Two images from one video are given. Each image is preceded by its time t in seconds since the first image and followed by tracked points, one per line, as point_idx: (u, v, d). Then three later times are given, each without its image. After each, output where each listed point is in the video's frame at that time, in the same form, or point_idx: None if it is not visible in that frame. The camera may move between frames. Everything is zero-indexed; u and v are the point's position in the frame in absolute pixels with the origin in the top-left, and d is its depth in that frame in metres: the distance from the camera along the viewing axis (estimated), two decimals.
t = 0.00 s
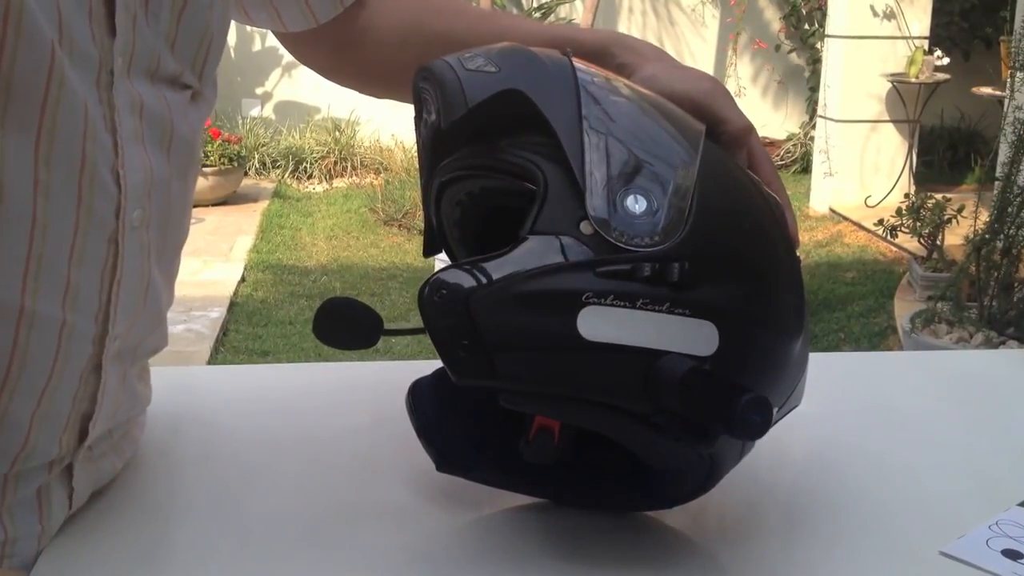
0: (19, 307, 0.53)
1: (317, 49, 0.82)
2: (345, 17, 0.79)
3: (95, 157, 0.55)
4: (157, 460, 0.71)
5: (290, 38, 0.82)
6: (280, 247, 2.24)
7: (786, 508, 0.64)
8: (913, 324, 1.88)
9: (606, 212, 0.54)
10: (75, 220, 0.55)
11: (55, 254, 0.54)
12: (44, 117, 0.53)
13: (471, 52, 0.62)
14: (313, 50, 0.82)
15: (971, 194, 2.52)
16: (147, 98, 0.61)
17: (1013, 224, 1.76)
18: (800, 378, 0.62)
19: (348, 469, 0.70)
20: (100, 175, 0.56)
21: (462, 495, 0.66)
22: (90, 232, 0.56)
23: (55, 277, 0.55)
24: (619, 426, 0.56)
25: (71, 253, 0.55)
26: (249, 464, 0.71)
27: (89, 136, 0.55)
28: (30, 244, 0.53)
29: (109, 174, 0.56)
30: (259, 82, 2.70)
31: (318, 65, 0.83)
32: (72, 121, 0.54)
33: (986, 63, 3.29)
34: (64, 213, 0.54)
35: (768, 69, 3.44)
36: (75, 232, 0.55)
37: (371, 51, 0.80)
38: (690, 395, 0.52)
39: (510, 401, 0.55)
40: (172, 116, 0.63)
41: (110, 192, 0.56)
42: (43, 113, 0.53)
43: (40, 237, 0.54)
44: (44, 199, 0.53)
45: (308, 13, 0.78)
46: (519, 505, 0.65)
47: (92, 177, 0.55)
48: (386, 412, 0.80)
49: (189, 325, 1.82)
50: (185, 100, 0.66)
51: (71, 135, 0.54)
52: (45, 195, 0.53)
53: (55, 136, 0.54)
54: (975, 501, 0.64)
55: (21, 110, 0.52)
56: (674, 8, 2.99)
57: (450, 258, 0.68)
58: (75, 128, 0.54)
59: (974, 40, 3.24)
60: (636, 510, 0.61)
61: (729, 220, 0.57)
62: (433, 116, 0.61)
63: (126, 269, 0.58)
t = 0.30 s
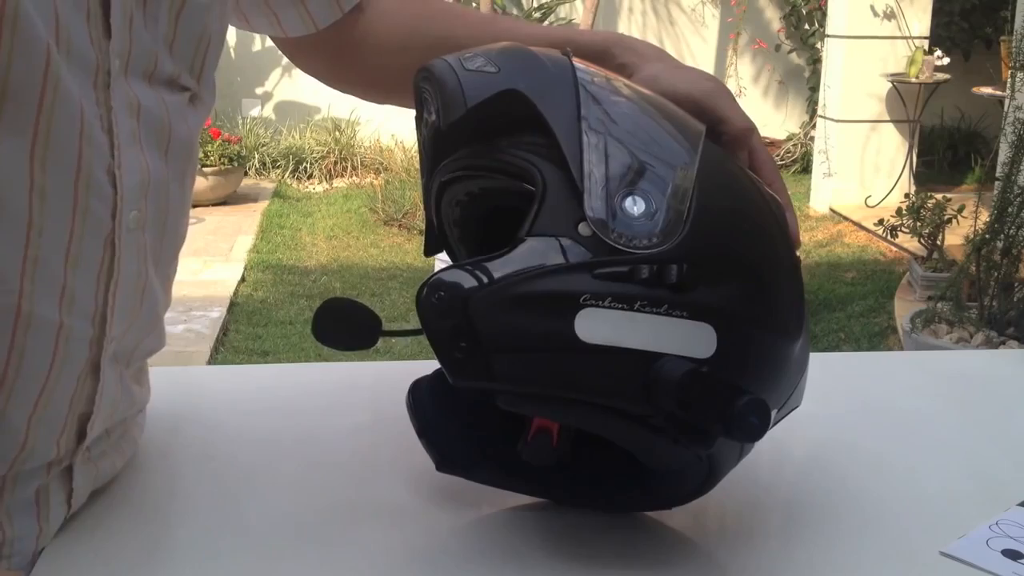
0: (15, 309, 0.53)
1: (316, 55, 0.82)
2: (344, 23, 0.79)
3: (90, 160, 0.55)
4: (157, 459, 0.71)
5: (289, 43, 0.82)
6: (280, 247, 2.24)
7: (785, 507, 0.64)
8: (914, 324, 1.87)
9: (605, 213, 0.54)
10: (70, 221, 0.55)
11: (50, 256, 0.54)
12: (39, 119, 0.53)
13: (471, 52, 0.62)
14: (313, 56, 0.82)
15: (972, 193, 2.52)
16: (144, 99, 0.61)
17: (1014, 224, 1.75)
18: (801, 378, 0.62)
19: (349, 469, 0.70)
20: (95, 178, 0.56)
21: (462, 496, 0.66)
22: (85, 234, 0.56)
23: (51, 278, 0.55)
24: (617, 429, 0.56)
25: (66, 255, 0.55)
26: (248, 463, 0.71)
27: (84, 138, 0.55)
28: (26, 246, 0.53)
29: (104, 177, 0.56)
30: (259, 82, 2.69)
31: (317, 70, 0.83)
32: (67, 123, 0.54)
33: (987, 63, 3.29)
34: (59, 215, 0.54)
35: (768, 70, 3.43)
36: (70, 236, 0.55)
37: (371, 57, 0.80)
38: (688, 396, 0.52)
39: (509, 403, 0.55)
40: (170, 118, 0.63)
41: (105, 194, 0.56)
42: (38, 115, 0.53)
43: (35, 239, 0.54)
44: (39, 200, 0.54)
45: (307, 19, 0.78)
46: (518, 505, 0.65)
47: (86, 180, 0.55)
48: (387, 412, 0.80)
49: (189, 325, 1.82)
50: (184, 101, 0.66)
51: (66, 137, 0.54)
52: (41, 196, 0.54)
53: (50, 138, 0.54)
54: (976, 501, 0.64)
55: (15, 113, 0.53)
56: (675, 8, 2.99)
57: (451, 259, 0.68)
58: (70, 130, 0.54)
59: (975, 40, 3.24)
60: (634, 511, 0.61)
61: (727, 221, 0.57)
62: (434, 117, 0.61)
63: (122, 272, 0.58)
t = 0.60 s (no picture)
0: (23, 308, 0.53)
1: (314, 50, 0.82)
2: (342, 18, 0.79)
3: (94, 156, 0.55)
4: (158, 460, 0.71)
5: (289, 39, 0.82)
6: (280, 247, 2.24)
7: (787, 508, 0.64)
8: (914, 324, 1.87)
9: (606, 211, 0.54)
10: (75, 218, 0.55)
11: (57, 254, 0.54)
12: (40, 114, 0.53)
13: (471, 52, 0.62)
14: (311, 53, 0.82)
15: (971, 193, 2.52)
16: (147, 95, 0.61)
17: (1014, 224, 1.75)
18: (801, 377, 0.62)
19: (349, 469, 0.70)
20: (99, 173, 0.56)
21: (462, 496, 0.66)
22: (91, 232, 0.56)
23: (58, 276, 0.55)
24: (619, 427, 0.56)
25: (73, 252, 0.55)
26: (248, 464, 0.71)
27: (87, 134, 0.55)
28: (34, 245, 0.53)
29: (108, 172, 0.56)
30: (259, 82, 2.70)
31: (317, 68, 0.83)
32: (70, 118, 0.54)
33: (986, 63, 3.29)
34: (64, 213, 0.54)
35: (767, 71, 3.42)
36: (78, 233, 0.55)
37: (371, 53, 0.80)
38: (687, 397, 0.53)
39: (510, 401, 0.55)
40: (173, 114, 0.63)
41: (110, 189, 0.57)
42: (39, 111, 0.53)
43: (43, 238, 0.54)
44: (45, 198, 0.53)
45: (305, 13, 0.78)
46: (518, 505, 0.65)
47: (91, 175, 0.55)
48: (387, 412, 0.80)
49: (189, 325, 1.82)
50: (185, 96, 0.66)
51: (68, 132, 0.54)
52: (46, 194, 0.53)
53: (52, 134, 0.53)
54: (976, 501, 0.64)
55: (17, 109, 0.52)
56: (674, 8, 2.98)
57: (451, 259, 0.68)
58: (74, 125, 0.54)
59: (975, 40, 3.24)
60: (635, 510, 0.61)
61: (727, 220, 0.57)
62: (434, 116, 0.61)
63: (127, 268, 0.58)
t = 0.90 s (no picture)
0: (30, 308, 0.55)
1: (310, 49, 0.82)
2: (339, 16, 0.80)
3: (96, 157, 0.57)
4: (158, 460, 0.71)
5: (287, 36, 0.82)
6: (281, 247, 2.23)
7: (785, 506, 0.64)
8: (914, 324, 1.86)
9: (602, 211, 0.54)
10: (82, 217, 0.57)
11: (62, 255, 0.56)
12: (43, 113, 0.55)
13: (468, 54, 0.62)
14: (308, 51, 0.82)
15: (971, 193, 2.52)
16: (152, 95, 0.63)
17: (1014, 224, 1.74)
18: (799, 376, 0.62)
19: (349, 468, 0.70)
20: (102, 174, 0.58)
21: (461, 496, 0.66)
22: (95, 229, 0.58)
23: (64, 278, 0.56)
24: (617, 427, 0.56)
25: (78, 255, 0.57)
26: (249, 463, 0.71)
27: (90, 136, 0.57)
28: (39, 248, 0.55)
29: (112, 172, 0.59)
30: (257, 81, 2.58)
31: (313, 67, 0.84)
32: (71, 116, 0.56)
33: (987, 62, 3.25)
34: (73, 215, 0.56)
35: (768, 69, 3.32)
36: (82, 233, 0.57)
37: (368, 52, 0.80)
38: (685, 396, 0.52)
39: (508, 403, 0.55)
40: (176, 113, 0.65)
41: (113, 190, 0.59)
42: (42, 109, 0.55)
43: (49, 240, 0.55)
44: (54, 198, 0.55)
45: (300, 10, 0.79)
46: (517, 504, 0.65)
47: (93, 175, 0.57)
48: (386, 411, 0.80)
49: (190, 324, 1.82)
50: (187, 93, 0.68)
51: (70, 133, 0.56)
52: (54, 195, 0.55)
53: (57, 135, 0.55)
54: (975, 500, 0.64)
55: (21, 109, 0.54)
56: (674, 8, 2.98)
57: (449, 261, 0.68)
58: (74, 124, 0.56)
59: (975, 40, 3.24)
60: (633, 509, 0.61)
61: (724, 219, 0.57)
62: (430, 119, 0.61)
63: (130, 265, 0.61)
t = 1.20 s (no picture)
0: (40, 310, 0.55)
1: (311, 47, 0.84)
2: (338, 11, 0.81)
3: (103, 158, 0.58)
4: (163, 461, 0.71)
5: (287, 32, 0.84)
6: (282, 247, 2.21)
7: (785, 505, 0.64)
8: (914, 324, 1.78)
9: (603, 212, 0.54)
10: (92, 219, 0.57)
11: (71, 255, 0.56)
12: (53, 113, 0.55)
13: (468, 54, 0.63)
14: (307, 47, 0.84)
15: (972, 192, 2.50)
16: (158, 96, 0.64)
17: (1014, 224, 1.69)
18: (800, 377, 0.62)
19: (351, 468, 0.70)
20: (110, 174, 0.58)
21: (463, 496, 0.66)
22: (105, 231, 0.58)
23: (73, 279, 0.56)
24: (620, 429, 0.55)
25: (87, 254, 0.57)
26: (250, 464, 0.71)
27: (97, 135, 0.57)
28: (48, 250, 0.55)
29: (119, 174, 0.59)
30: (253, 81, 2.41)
31: (314, 63, 0.85)
32: (78, 116, 0.56)
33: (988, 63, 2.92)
34: (82, 216, 0.56)
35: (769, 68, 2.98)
36: (91, 233, 0.57)
37: (367, 49, 0.82)
38: (687, 399, 0.52)
39: (510, 405, 0.55)
40: (181, 112, 0.66)
41: (121, 189, 0.59)
42: (51, 110, 0.55)
43: (58, 242, 0.55)
44: (62, 201, 0.55)
45: (300, 6, 0.80)
46: (519, 505, 0.65)
47: (100, 174, 0.58)
48: (387, 412, 0.80)
49: (189, 324, 1.81)
50: (191, 92, 0.69)
51: (78, 133, 0.56)
52: (63, 199, 0.55)
53: (69, 137, 0.56)
54: (974, 501, 0.64)
55: (29, 110, 0.54)
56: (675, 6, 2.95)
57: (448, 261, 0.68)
58: (81, 124, 0.57)
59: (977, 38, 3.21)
60: (634, 510, 0.61)
61: (725, 221, 0.57)
62: (431, 118, 0.61)
63: (139, 264, 0.61)
